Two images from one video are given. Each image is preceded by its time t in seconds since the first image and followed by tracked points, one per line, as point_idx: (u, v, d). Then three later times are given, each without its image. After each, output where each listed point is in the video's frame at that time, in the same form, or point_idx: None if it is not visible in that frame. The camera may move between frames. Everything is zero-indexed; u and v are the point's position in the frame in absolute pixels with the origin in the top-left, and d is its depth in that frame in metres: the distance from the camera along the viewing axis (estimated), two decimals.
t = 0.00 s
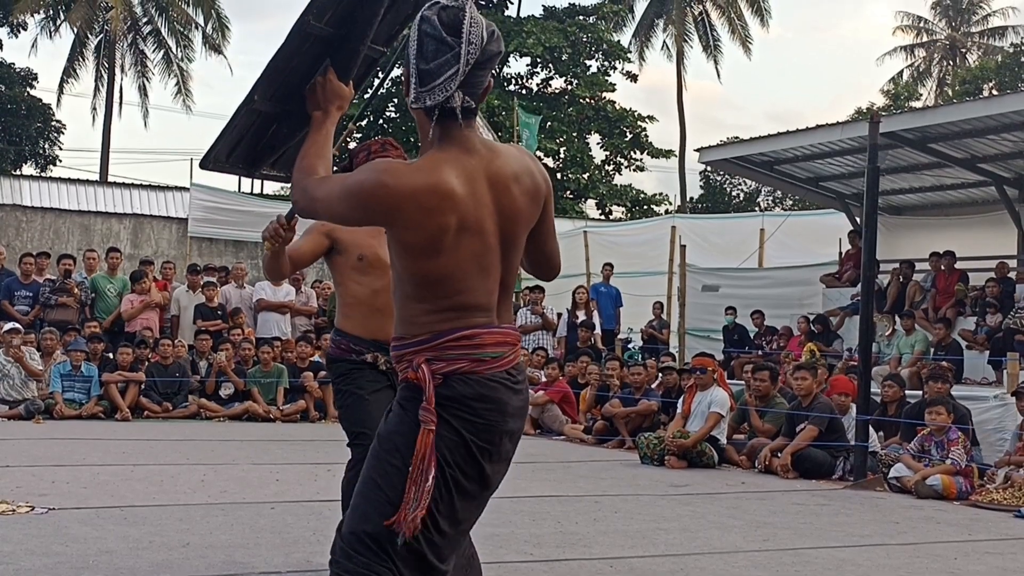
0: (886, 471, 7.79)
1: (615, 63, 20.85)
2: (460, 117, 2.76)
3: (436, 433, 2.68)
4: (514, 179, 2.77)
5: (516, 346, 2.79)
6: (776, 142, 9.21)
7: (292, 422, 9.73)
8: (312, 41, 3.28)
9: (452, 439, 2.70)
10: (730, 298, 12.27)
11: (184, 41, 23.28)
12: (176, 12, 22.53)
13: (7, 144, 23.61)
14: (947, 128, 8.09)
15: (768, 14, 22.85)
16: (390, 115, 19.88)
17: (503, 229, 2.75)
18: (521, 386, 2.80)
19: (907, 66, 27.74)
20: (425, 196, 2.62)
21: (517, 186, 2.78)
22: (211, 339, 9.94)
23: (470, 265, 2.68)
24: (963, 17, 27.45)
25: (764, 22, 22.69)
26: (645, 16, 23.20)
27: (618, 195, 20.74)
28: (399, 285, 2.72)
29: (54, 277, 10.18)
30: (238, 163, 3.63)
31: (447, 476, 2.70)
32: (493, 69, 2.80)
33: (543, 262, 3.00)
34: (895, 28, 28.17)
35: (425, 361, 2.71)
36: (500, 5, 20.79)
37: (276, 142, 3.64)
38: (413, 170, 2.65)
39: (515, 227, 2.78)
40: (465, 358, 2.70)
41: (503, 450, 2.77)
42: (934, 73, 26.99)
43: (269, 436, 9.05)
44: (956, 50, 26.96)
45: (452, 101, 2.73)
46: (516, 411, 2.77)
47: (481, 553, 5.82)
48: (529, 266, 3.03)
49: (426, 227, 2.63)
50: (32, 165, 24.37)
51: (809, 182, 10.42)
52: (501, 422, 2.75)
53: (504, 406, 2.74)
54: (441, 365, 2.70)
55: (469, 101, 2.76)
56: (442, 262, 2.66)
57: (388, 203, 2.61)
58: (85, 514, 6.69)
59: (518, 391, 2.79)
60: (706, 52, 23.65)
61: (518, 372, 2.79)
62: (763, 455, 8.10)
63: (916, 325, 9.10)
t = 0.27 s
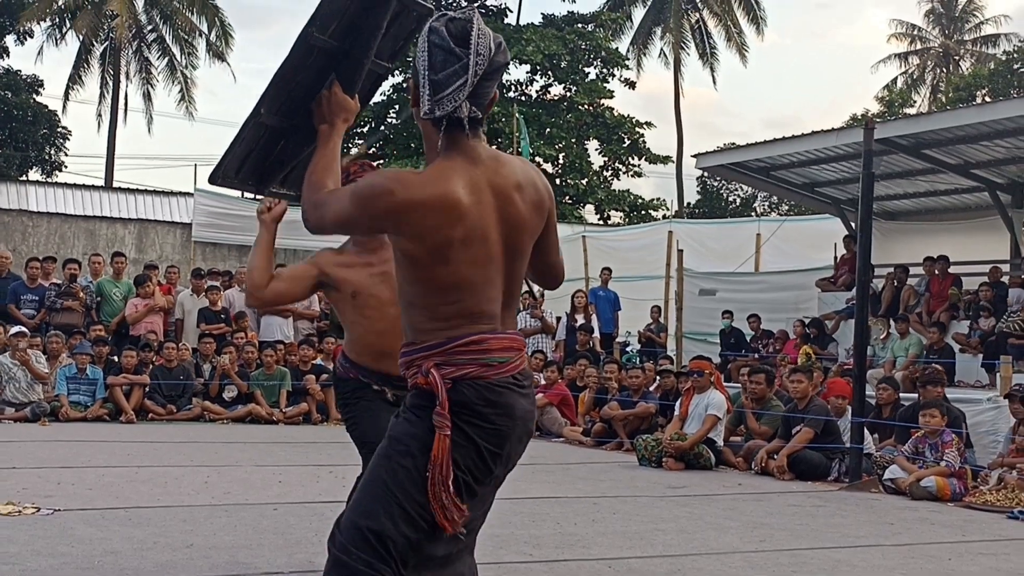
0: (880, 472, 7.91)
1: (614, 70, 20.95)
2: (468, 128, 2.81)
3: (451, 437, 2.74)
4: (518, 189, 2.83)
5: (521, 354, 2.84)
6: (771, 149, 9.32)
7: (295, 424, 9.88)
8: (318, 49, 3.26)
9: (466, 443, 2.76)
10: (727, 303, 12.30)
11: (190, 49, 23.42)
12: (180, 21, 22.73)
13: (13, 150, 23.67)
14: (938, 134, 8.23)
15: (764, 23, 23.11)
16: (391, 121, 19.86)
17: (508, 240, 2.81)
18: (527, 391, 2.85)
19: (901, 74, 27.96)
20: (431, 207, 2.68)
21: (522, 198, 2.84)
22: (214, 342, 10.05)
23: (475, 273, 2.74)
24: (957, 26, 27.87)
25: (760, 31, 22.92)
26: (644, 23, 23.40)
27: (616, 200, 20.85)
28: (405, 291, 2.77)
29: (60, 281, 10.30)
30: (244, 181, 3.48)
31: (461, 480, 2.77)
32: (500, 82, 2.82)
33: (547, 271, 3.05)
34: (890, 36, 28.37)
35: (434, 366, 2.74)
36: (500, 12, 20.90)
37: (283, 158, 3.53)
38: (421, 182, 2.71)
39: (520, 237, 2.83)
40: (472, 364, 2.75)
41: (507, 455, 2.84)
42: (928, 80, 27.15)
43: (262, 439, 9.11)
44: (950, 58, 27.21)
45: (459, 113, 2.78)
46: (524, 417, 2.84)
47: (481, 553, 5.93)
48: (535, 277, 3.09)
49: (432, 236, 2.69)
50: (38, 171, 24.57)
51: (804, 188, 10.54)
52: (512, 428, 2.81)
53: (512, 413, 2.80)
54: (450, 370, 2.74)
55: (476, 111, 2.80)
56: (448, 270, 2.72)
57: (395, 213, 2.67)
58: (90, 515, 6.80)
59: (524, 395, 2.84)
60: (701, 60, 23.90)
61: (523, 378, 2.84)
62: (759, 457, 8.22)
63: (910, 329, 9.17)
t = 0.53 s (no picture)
0: (859, 464, 8.36)
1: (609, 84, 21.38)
2: (472, 98, 2.66)
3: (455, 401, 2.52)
4: (525, 146, 2.62)
5: (551, 319, 2.57)
6: (755, 160, 9.85)
7: (306, 419, 10.43)
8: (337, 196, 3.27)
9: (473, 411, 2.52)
10: (714, 304, 13.07)
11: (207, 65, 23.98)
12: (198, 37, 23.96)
13: (40, 159, 24.84)
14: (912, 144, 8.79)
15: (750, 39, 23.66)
16: (397, 132, 20.47)
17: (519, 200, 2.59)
18: (559, 362, 2.57)
19: (880, 88, 29.07)
20: (427, 178, 2.55)
21: (532, 154, 2.62)
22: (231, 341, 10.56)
23: (483, 243, 2.55)
24: (931, 43, 28.76)
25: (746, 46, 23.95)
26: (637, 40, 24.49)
27: (611, 207, 21.30)
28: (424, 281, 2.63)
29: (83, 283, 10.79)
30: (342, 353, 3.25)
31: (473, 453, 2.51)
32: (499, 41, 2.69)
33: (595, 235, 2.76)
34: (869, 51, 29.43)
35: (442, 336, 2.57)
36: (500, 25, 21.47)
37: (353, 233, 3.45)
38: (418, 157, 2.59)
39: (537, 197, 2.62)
40: (478, 332, 2.53)
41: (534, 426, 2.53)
42: (904, 94, 28.41)
43: (261, 433, 9.58)
44: (925, 73, 28.16)
45: (452, 76, 2.64)
46: (540, 384, 2.53)
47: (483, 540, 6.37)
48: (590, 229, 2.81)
49: (431, 211, 2.54)
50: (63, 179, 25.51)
51: (788, 196, 11.08)
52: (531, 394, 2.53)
53: (532, 380, 2.53)
54: (455, 338, 2.55)
55: (473, 72, 2.66)
56: (455, 244, 2.55)
57: (394, 194, 2.57)
58: (114, 505, 7.25)
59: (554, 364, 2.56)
60: (690, 74, 25.05)
61: (552, 345, 2.57)
62: (744, 450, 8.70)
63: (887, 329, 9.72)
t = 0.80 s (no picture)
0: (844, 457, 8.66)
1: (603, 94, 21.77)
2: (507, 67, 2.73)
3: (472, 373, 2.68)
4: (557, 121, 2.69)
5: (558, 296, 2.68)
6: (745, 164, 10.31)
7: (315, 413, 10.82)
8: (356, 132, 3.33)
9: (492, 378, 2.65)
10: (706, 303, 13.62)
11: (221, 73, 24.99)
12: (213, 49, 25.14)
13: (60, 166, 25.46)
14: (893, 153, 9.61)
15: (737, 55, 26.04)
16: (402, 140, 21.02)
17: (542, 174, 2.66)
18: (564, 334, 2.68)
19: (863, 97, 31.19)
20: (457, 139, 2.62)
21: (560, 129, 2.68)
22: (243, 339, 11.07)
23: (498, 213, 2.63)
24: (911, 55, 31.09)
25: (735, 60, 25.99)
26: (631, 51, 26.42)
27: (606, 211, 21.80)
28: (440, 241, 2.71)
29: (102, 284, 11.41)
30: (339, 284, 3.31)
31: (499, 421, 2.65)
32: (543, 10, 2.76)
33: (612, 222, 2.82)
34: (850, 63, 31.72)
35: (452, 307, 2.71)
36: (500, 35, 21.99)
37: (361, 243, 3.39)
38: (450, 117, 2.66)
39: (560, 174, 2.68)
40: (483, 306, 2.67)
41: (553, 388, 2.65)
42: (886, 102, 30.49)
43: (290, 426, 10.09)
44: (906, 83, 30.44)
45: (494, 43, 2.72)
46: (552, 348, 2.66)
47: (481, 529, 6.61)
48: (603, 229, 2.84)
49: (455, 172, 2.62)
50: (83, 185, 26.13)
51: (776, 201, 11.54)
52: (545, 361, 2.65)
53: (546, 342, 2.66)
54: (462, 314, 2.70)
55: (517, 41, 2.72)
56: (473, 208, 2.64)
57: (422, 152, 2.64)
58: (129, 495, 7.53)
59: (556, 333, 2.67)
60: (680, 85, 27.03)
61: (557, 319, 2.68)
62: (734, 443, 9.04)
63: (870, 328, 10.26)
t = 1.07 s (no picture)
0: (818, 444, 9.06)
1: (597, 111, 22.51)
2: (530, 75, 2.95)
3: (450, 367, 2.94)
4: (572, 135, 2.93)
5: (555, 298, 2.93)
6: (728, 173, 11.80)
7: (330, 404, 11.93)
8: (369, 78, 3.65)
9: (471, 371, 2.90)
10: (691, 303, 14.52)
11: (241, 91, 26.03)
12: (235, 67, 26.06)
13: (96, 175, 26.24)
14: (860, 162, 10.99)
15: (720, 72, 26.95)
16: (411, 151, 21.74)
17: (553, 184, 2.90)
18: (558, 334, 2.93)
19: (835, 113, 32.41)
20: (481, 143, 2.82)
21: (574, 143, 2.92)
22: (263, 336, 12.25)
23: (513, 217, 2.86)
24: (882, 74, 32.26)
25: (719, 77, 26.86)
26: (621, 71, 27.42)
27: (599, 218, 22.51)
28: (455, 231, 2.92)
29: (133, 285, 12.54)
30: (330, 214, 3.78)
31: (479, 410, 2.87)
32: (567, 27, 2.99)
33: (601, 233, 3.09)
34: (825, 80, 32.92)
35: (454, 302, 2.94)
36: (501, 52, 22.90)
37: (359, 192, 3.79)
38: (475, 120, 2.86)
39: (569, 185, 2.92)
40: (488, 302, 2.89)
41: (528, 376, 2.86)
42: (858, 118, 31.85)
43: (306, 416, 10.89)
44: (876, 100, 31.64)
45: (523, 53, 2.93)
46: (536, 342, 2.88)
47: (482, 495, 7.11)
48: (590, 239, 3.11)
49: (474, 171, 2.83)
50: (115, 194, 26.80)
51: (756, 208, 13.13)
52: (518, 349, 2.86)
53: (526, 336, 2.87)
54: (466, 307, 2.92)
55: (543, 53, 2.96)
56: (490, 208, 2.85)
57: (445, 150, 2.83)
58: (161, 453, 8.06)
59: (552, 331, 2.92)
60: (668, 101, 28.06)
61: (555, 319, 2.93)
62: (717, 432, 9.65)
63: (843, 325, 11.63)
